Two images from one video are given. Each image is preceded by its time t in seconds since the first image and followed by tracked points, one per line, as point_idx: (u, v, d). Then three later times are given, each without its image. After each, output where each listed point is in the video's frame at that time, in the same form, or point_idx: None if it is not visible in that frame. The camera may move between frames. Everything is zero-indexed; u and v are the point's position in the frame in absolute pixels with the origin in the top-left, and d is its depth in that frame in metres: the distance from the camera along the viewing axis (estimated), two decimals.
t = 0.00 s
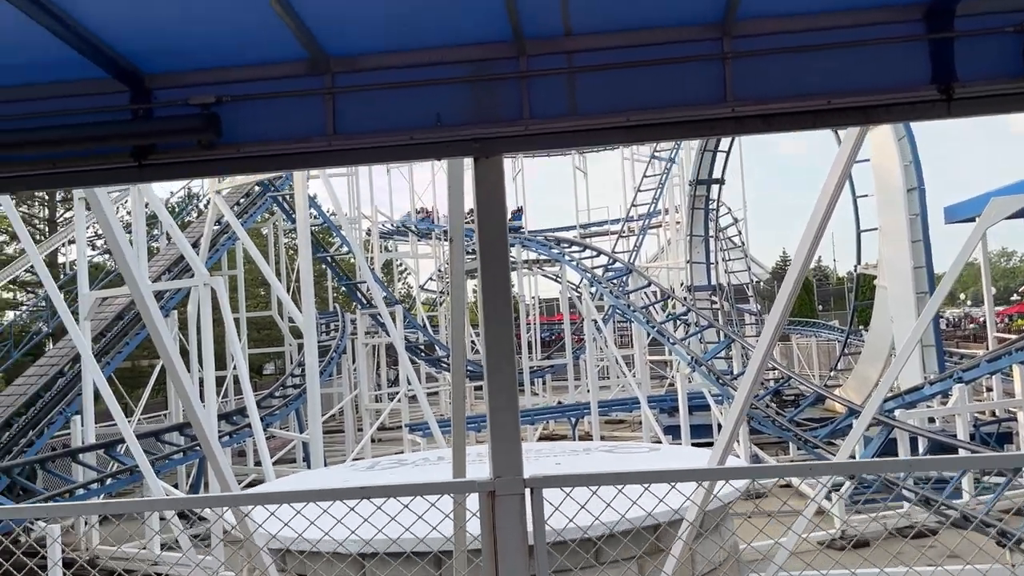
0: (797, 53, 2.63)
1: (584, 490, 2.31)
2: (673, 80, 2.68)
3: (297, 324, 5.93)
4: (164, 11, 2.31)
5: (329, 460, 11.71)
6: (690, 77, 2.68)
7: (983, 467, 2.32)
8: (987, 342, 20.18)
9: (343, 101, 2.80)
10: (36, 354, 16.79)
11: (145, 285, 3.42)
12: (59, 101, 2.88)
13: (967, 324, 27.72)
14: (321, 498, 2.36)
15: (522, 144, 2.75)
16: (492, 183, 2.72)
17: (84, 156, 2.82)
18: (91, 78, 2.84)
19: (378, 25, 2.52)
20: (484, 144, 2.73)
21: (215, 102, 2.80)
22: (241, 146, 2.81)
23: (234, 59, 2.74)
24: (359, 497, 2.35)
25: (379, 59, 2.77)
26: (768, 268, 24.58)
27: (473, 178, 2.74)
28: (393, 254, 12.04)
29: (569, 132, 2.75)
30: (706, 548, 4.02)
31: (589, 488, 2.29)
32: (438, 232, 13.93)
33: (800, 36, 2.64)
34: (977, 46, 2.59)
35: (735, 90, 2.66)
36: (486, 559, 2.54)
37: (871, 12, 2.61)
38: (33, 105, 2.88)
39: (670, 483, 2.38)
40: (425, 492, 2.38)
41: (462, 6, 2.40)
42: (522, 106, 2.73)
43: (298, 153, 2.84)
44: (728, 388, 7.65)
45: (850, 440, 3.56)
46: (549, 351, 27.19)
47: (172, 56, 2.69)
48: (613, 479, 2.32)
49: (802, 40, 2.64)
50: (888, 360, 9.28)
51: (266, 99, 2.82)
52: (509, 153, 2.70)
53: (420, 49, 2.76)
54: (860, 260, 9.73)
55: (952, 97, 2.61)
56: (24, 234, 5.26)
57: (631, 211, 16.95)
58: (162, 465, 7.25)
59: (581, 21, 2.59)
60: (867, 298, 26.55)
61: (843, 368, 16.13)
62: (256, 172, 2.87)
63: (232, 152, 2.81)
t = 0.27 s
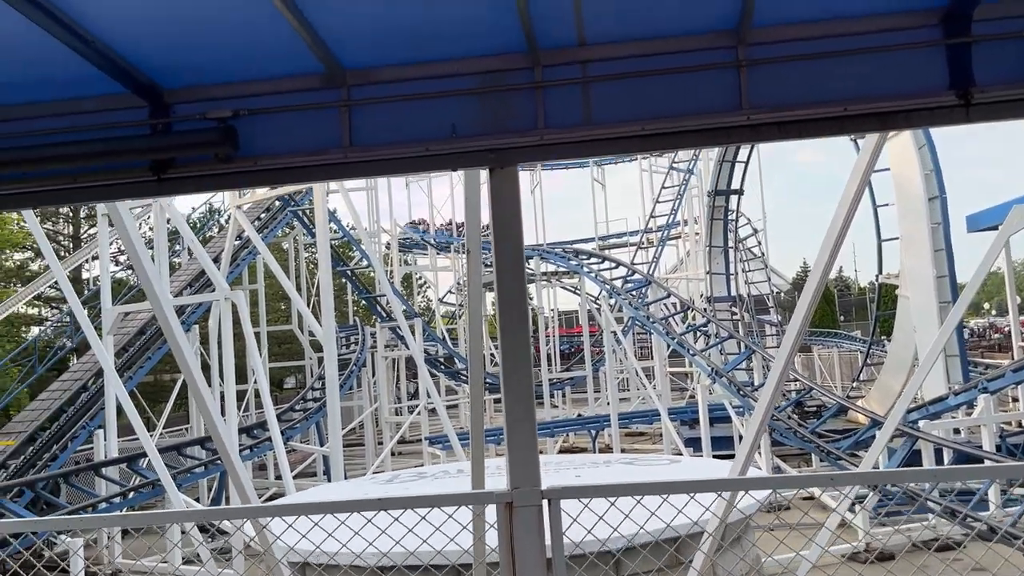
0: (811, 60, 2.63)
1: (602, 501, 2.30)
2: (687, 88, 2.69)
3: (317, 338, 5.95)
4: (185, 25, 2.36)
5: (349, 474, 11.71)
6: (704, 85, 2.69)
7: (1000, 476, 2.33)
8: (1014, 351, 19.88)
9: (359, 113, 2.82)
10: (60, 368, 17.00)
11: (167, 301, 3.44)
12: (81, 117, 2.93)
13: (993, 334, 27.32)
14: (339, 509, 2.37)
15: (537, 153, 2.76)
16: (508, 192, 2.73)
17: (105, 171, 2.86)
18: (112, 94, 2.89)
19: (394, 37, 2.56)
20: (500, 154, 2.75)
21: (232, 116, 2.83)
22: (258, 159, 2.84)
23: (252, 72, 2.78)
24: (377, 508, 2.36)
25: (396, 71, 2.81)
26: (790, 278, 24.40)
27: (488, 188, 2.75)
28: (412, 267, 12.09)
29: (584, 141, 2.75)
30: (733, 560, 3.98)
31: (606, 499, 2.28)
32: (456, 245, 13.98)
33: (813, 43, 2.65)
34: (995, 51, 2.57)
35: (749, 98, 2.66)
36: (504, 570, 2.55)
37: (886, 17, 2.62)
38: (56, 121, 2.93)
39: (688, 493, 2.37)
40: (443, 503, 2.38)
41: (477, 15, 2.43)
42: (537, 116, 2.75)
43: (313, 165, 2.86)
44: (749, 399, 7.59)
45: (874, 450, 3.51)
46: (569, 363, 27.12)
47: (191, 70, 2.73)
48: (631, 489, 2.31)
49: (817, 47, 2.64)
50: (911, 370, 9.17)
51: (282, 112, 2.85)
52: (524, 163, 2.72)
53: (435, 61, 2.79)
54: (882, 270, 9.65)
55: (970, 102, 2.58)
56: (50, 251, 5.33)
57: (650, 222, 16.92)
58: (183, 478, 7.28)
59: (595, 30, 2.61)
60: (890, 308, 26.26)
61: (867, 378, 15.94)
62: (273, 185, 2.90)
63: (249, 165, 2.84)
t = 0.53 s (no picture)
0: (821, 63, 2.63)
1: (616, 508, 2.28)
2: (697, 93, 2.68)
3: (330, 348, 5.96)
4: (199, 34, 2.39)
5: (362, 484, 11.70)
6: (714, 89, 2.68)
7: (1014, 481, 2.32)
8: None
9: (370, 121, 2.83)
10: (75, 380, 17.14)
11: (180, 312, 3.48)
12: (95, 127, 2.97)
13: (1011, 341, 27.00)
14: (352, 517, 2.37)
15: (547, 159, 2.76)
16: (518, 199, 2.73)
17: (118, 180, 2.89)
18: (126, 105, 2.93)
19: (406, 44, 2.58)
20: (509, 161, 2.75)
21: (243, 125, 2.84)
22: (268, 168, 2.84)
23: (264, 81, 2.81)
24: (389, 515, 2.36)
25: (406, 79, 2.82)
26: (803, 286, 24.25)
27: (499, 194, 2.75)
28: (424, 277, 12.11)
29: (594, 147, 2.75)
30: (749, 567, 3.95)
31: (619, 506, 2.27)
32: (468, 255, 14.00)
33: (823, 47, 2.65)
34: (1008, 52, 2.56)
35: (760, 101, 2.66)
36: None
37: (896, 20, 2.62)
38: (71, 131, 2.97)
39: (702, 499, 2.35)
40: (456, 510, 2.38)
41: (487, 22, 2.44)
42: (546, 122, 2.75)
43: (324, 174, 2.86)
44: (763, 408, 7.54)
45: (890, 458, 3.47)
46: (581, 372, 27.02)
47: (203, 79, 2.76)
48: (644, 495, 2.30)
49: (827, 51, 2.64)
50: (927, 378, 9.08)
51: (293, 121, 2.87)
52: (535, 169, 2.72)
53: (446, 69, 2.81)
54: (896, 277, 9.57)
55: (983, 104, 2.56)
56: (65, 262, 5.38)
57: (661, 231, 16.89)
58: (198, 489, 7.30)
59: (604, 35, 2.62)
60: (906, 316, 26.02)
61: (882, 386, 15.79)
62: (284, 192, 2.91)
63: (260, 174, 2.85)
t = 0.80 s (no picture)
0: (828, 68, 2.63)
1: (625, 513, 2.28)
2: (703, 98, 2.69)
3: (337, 355, 5.96)
4: (208, 43, 2.41)
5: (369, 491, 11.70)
6: (720, 94, 2.69)
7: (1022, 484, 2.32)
8: None
9: (378, 127, 2.84)
10: (84, 387, 17.20)
11: (189, 319, 3.49)
12: (104, 135, 2.98)
13: (1021, 345, 26.82)
14: (362, 522, 2.39)
15: (554, 165, 2.77)
16: (525, 204, 2.74)
17: (128, 188, 2.90)
18: (136, 113, 2.95)
19: (413, 51, 2.59)
20: (517, 167, 2.76)
21: (252, 132, 2.86)
22: (276, 175, 2.86)
23: (272, 88, 2.82)
24: (398, 521, 2.36)
25: (413, 85, 2.84)
26: (810, 291, 24.15)
27: (506, 200, 2.76)
28: (430, 284, 12.12)
29: (601, 152, 2.75)
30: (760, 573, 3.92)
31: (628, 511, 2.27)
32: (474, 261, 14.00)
33: (829, 51, 2.65)
34: (1013, 56, 2.56)
35: (767, 106, 2.66)
36: None
37: (901, 24, 2.62)
38: (81, 139, 2.99)
39: (711, 504, 2.35)
40: (464, 516, 2.38)
41: (495, 27, 2.45)
42: (553, 128, 2.76)
43: (331, 180, 2.87)
44: (771, 414, 7.51)
45: (899, 463, 3.44)
46: (588, 378, 26.97)
47: (212, 87, 2.78)
48: (652, 500, 2.30)
49: (833, 55, 2.64)
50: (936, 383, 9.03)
51: (302, 127, 2.88)
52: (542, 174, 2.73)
53: (453, 75, 2.82)
54: (904, 282, 9.54)
55: (991, 107, 2.56)
56: (74, 270, 5.40)
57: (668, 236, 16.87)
58: (206, 496, 7.30)
59: (612, 41, 2.62)
60: (914, 320, 25.89)
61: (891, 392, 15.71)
62: (292, 199, 2.92)
63: (268, 180, 2.86)
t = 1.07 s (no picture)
0: (827, 71, 2.64)
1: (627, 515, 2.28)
2: (703, 102, 2.70)
3: (337, 359, 5.95)
4: (209, 47, 2.41)
5: (369, 494, 11.69)
6: (720, 97, 2.70)
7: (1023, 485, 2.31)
8: None
9: (378, 131, 2.86)
10: (84, 391, 17.18)
11: (190, 322, 3.49)
12: (105, 139, 2.98)
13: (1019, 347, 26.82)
14: (363, 525, 2.38)
15: (555, 168, 2.78)
16: (526, 207, 2.75)
17: (130, 192, 2.91)
18: (137, 118, 2.95)
19: (414, 55, 2.60)
20: (517, 170, 2.77)
21: (253, 136, 2.87)
22: (278, 178, 2.86)
23: (273, 92, 2.83)
24: (400, 524, 2.36)
25: (414, 89, 2.85)
26: (809, 294, 24.18)
27: (507, 204, 2.77)
28: (430, 287, 12.11)
29: (601, 155, 2.77)
30: None
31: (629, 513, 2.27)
32: (474, 264, 14.01)
33: (828, 55, 2.66)
34: (1011, 59, 2.57)
35: (767, 110, 2.67)
36: None
37: (900, 28, 2.63)
38: (83, 144, 2.99)
39: (713, 505, 2.35)
40: (465, 518, 2.38)
41: (495, 32, 2.46)
42: (554, 131, 2.77)
43: (333, 184, 2.88)
44: (771, 416, 7.51)
45: (899, 465, 3.44)
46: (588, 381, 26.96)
47: (214, 92, 2.78)
48: (654, 502, 2.30)
49: (832, 58, 2.65)
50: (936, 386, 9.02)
51: (302, 131, 2.89)
52: (542, 178, 2.74)
53: (453, 79, 2.83)
54: (903, 284, 9.54)
55: (990, 110, 2.57)
56: (75, 274, 5.40)
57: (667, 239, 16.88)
58: (206, 499, 7.29)
59: (611, 45, 2.64)
60: (913, 322, 25.90)
61: (891, 394, 15.71)
62: (293, 203, 2.93)
63: (269, 184, 2.87)
